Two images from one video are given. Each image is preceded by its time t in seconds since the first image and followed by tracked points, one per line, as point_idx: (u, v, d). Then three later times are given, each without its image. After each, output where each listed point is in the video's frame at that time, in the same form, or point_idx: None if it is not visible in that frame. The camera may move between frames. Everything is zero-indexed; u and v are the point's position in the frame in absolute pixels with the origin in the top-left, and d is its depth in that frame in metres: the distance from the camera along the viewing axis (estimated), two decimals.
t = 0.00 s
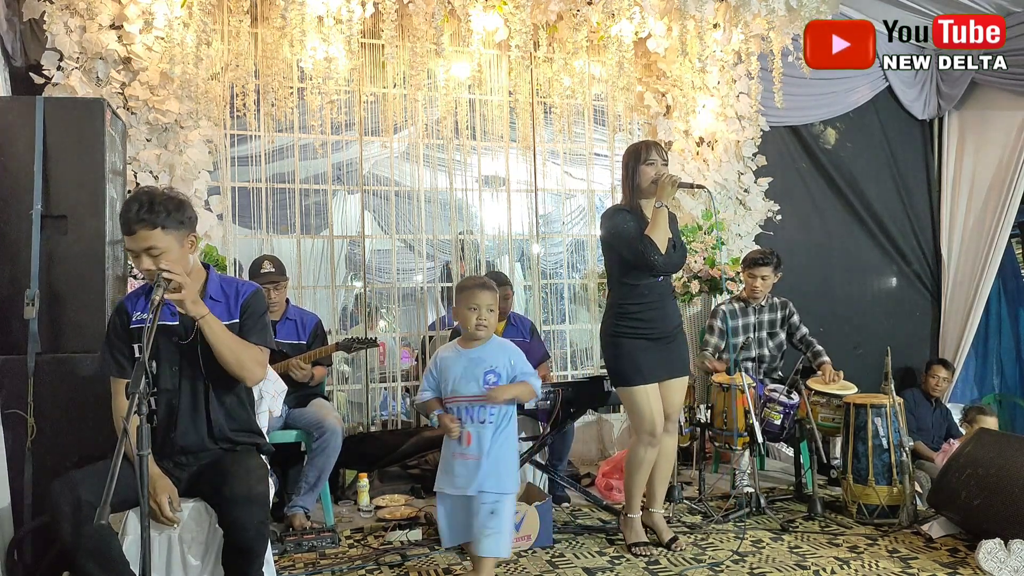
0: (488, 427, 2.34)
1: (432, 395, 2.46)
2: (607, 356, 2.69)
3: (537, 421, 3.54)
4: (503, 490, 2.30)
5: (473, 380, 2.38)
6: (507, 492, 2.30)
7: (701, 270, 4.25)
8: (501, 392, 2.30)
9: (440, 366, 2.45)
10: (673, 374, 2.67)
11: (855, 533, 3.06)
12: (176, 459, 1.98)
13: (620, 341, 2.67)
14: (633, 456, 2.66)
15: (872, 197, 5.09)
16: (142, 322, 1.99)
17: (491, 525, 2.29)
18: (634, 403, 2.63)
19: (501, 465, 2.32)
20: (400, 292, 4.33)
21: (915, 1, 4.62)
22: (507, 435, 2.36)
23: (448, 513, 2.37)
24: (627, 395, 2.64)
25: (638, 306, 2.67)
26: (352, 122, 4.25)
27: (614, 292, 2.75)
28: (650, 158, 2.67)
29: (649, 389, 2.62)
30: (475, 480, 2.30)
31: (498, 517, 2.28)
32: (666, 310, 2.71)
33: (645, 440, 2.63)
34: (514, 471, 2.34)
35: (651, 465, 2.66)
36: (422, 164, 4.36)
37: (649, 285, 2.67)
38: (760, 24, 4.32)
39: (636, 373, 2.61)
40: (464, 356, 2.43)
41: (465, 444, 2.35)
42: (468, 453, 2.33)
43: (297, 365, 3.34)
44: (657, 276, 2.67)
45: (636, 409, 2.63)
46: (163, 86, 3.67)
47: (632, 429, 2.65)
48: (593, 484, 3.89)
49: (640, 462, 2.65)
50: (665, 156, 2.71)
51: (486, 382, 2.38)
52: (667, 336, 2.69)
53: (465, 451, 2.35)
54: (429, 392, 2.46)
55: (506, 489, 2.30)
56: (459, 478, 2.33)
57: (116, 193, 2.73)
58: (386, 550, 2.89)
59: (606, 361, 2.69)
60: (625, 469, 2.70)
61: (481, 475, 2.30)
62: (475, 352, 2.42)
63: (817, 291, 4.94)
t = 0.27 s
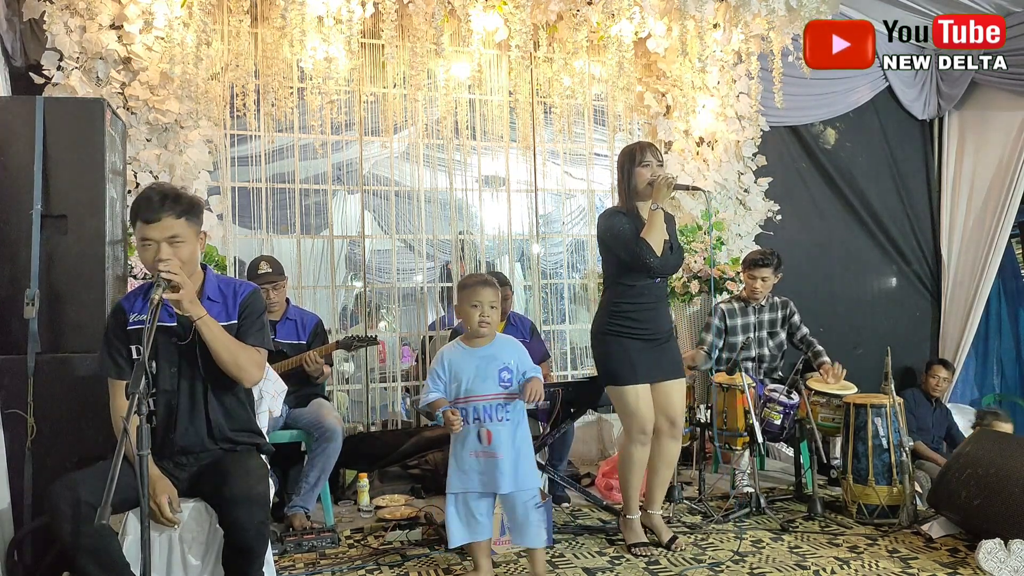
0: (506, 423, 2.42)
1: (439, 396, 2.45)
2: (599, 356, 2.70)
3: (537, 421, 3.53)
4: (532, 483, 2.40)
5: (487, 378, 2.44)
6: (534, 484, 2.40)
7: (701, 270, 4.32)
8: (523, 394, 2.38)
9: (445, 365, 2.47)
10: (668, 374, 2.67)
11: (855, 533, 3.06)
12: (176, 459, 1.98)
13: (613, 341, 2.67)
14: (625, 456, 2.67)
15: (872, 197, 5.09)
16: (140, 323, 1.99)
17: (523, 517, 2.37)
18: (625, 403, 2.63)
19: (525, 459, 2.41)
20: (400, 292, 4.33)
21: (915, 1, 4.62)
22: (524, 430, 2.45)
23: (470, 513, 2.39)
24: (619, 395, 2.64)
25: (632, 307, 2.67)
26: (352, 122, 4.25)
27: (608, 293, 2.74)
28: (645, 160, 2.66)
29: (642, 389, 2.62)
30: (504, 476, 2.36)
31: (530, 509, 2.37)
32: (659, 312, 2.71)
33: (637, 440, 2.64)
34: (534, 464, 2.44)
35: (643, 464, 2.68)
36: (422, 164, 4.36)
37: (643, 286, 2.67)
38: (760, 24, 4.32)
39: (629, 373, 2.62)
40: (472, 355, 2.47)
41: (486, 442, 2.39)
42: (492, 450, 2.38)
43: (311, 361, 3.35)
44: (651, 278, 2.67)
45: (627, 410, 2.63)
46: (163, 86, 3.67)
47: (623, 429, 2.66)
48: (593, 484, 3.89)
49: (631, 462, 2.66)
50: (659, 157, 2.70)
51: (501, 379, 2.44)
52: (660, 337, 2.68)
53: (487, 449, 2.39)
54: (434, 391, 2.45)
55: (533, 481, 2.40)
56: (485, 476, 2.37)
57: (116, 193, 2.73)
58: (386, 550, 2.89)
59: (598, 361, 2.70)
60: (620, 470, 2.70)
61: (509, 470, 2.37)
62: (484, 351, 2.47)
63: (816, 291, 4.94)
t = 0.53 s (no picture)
0: (528, 421, 2.40)
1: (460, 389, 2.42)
2: (593, 352, 2.69)
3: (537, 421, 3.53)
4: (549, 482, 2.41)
5: (511, 374, 2.41)
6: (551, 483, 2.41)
7: (700, 270, 4.30)
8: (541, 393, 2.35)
9: (471, 359, 2.43)
10: (661, 371, 2.66)
11: (855, 533, 3.06)
12: (175, 459, 1.98)
13: (607, 337, 2.66)
14: (616, 452, 2.67)
15: (872, 197, 5.09)
16: (138, 323, 1.99)
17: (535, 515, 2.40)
18: (616, 399, 2.64)
19: (543, 458, 2.41)
20: (400, 292, 4.33)
21: (915, 1, 4.62)
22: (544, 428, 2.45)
23: (482, 506, 2.38)
24: (611, 391, 2.65)
25: (630, 304, 2.67)
26: (352, 122, 4.25)
27: (606, 290, 2.74)
28: (644, 157, 2.65)
29: (634, 386, 2.64)
30: (522, 472, 2.36)
31: (543, 507, 2.40)
32: (655, 310, 2.71)
33: (628, 435, 2.66)
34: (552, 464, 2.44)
35: (635, 459, 2.69)
36: (422, 164, 4.36)
37: (640, 283, 2.67)
38: (760, 24, 4.32)
39: (622, 369, 2.63)
40: (497, 349, 2.44)
41: (507, 437, 2.39)
42: (513, 446, 2.38)
43: (308, 362, 3.36)
44: (647, 275, 2.67)
45: (618, 406, 2.65)
46: (163, 86, 3.67)
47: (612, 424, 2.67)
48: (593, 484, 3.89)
49: (624, 458, 2.66)
50: (659, 154, 2.70)
51: (525, 376, 2.42)
52: (655, 335, 2.69)
53: (507, 444, 2.39)
54: (455, 382, 2.42)
55: (550, 480, 2.41)
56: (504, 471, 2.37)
57: (116, 193, 2.73)
58: (386, 550, 2.89)
59: (591, 357, 2.70)
60: (615, 468, 2.70)
61: (528, 467, 2.37)
62: (511, 346, 2.44)
63: (816, 290, 4.94)
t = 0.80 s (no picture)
0: (536, 418, 2.40)
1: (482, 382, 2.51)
2: (601, 351, 2.69)
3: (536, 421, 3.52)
4: (557, 481, 2.38)
5: (524, 371, 2.44)
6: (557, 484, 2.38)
7: (701, 270, 4.30)
8: (535, 388, 2.35)
9: (494, 353, 2.51)
10: (669, 370, 2.65)
11: (856, 533, 3.06)
12: (174, 459, 1.98)
13: (616, 336, 2.66)
14: (617, 451, 2.66)
15: (872, 197, 5.09)
16: (137, 323, 1.99)
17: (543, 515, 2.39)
18: (618, 398, 2.63)
19: (550, 457, 2.39)
20: (400, 292, 4.33)
21: (915, 1, 4.62)
22: (553, 427, 2.43)
23: (493, 502, 2.42)
24: (615, 391, 2.64)
25: (638, 303, 2.66)
26: (352, 122, 4.25)
27: (613, 290, 2.74)
28: (647, 154, 2.66)
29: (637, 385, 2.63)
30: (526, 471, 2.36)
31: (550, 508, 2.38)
32: (663, 308, 2.71)
33: (628, 435, 2.64)
34: (561, 464, 2.42)
35: (636, 458, 2.68)
36: (422, 164, 4.36)
37: (647, 281, 2.67)
38: (761, 25, 4.33)
39: (631, 368, 2.61)
40: (517, 347, 2.49)
41: (514, 433, 2.40)
42: (518, 443, 2.38)
43: (309, 362, 3.36)
44: (654, 274, 2.67)
45: (620, 404, 2.64)
46: (163, 86, 3.67)
47: (614, 422, 2.66)
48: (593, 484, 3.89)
49: (625, 457, 2.65)
50: (661, 152, 2.71)
51: (537, 374, 2.44)
52: (663, 334, 2.69)
53: (514, 440, 2.39)
54: (480, 376, 2.52)
55: (556, 481, 2.38)
56: (509, 468, 2.38)
57: (116, 192, 2.73)
58: (386, 550, 2.89)
59: (599, 356, 2.69)
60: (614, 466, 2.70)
61: (532, 464, 2.36)
62: (528, 344, 2.47)
63: (816, 290, 4.94)
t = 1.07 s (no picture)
0: (531, 416, 2.42)
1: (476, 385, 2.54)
2: (616, 352, 2.67)
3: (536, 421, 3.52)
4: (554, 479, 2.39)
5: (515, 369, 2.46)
6: (555, 483, 2.39)
7: (701, 270, 4.27)
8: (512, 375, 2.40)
9: (488, 355, 2.54)
10: (685, 370, 2.64)
11: (855, 533, 3.07)
12: (174, 460, 1.98)
13: (631, 337, 2.65)
14: (630, 453, 2.66)
15: (872, 197, 5.10)
16: (137, 324, 1.99)
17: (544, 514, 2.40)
18: (637, 400, 2.62)
19: (546, 455, 2.40)
20: (400, 292, 4.33)
21: (915, 2, 4.62)
22: (550, 426, 2.43)
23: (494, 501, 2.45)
24: (634, 392, 2.62)
25: (650, 303, 2.65)
26: (352, 122, 4.25)
27: (625, 290, 2.73)
28: (653, 154, 2.66)
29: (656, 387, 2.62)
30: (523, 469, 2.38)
31: (549, 507, 2.39)
32: (677, 307, 2.69)
33: (644, 439, 2.63)
34: (560, 463, 2.42)
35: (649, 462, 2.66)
36: (422, 164, 4.36)
37: (659, 280, 2.66)
38: (761, 24, 4.22)
39: (649, 368, 2.60)
40: (509, 346, 2.51)
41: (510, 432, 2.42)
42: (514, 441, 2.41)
43: (308, 362, 3.36)
44: (665, 272, 2.66)
45: (637, 407, 2.63)
46: (163, 86, 3.66)
47: (630, 423, 2.65)
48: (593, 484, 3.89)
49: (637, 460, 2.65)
50: (667, 151, 2.71)
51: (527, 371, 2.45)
52: (679, 333, 2.67)
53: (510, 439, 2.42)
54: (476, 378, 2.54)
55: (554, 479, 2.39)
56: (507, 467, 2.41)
57: (116, 192, 2.73)
58: (386, 550, 2.89)
59: (614, 358, 2.67)
60: (625, 465, 2.70)
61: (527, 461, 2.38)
62: (519, 343, 2.49)
63: (816, 290, 4.94)
